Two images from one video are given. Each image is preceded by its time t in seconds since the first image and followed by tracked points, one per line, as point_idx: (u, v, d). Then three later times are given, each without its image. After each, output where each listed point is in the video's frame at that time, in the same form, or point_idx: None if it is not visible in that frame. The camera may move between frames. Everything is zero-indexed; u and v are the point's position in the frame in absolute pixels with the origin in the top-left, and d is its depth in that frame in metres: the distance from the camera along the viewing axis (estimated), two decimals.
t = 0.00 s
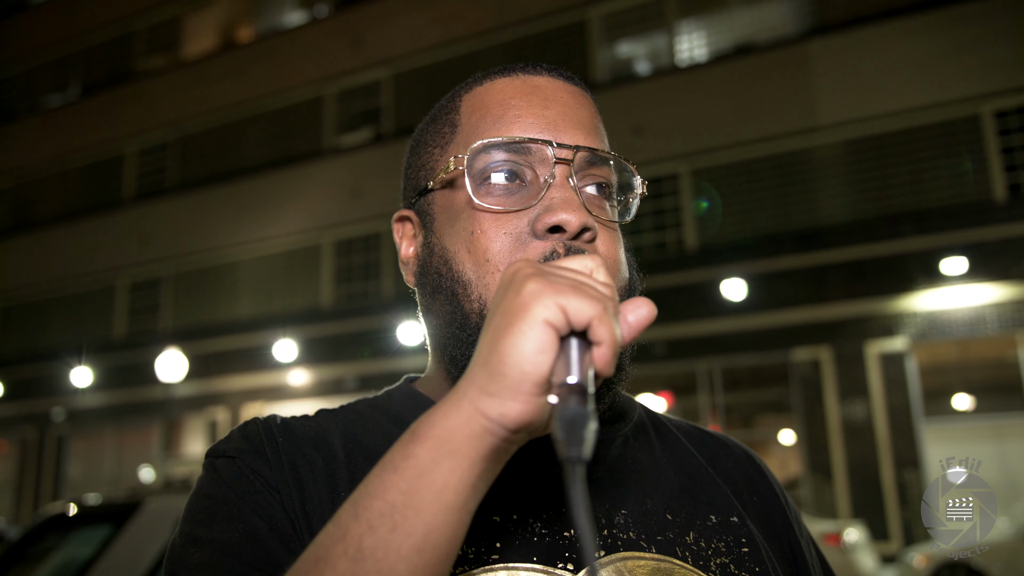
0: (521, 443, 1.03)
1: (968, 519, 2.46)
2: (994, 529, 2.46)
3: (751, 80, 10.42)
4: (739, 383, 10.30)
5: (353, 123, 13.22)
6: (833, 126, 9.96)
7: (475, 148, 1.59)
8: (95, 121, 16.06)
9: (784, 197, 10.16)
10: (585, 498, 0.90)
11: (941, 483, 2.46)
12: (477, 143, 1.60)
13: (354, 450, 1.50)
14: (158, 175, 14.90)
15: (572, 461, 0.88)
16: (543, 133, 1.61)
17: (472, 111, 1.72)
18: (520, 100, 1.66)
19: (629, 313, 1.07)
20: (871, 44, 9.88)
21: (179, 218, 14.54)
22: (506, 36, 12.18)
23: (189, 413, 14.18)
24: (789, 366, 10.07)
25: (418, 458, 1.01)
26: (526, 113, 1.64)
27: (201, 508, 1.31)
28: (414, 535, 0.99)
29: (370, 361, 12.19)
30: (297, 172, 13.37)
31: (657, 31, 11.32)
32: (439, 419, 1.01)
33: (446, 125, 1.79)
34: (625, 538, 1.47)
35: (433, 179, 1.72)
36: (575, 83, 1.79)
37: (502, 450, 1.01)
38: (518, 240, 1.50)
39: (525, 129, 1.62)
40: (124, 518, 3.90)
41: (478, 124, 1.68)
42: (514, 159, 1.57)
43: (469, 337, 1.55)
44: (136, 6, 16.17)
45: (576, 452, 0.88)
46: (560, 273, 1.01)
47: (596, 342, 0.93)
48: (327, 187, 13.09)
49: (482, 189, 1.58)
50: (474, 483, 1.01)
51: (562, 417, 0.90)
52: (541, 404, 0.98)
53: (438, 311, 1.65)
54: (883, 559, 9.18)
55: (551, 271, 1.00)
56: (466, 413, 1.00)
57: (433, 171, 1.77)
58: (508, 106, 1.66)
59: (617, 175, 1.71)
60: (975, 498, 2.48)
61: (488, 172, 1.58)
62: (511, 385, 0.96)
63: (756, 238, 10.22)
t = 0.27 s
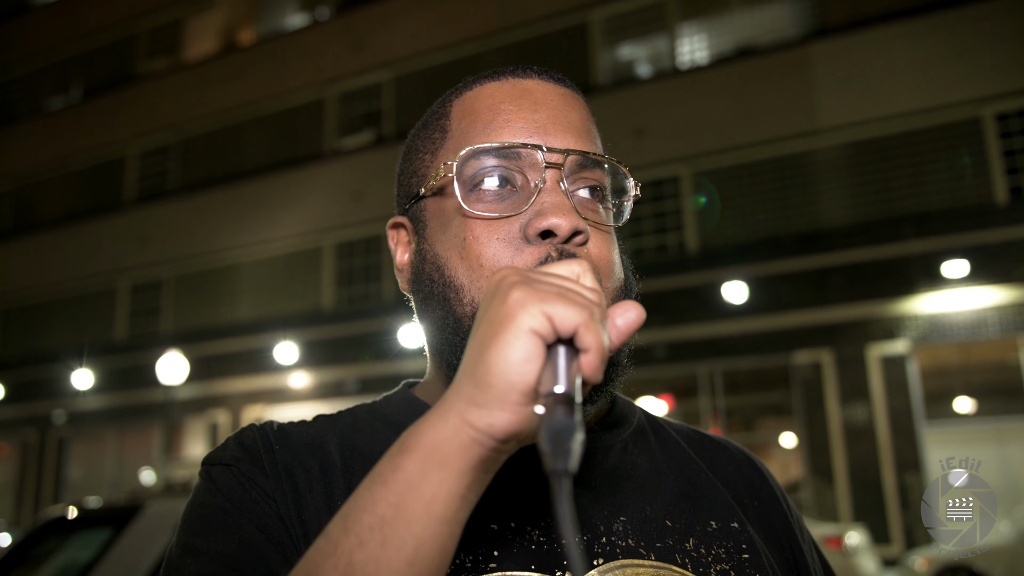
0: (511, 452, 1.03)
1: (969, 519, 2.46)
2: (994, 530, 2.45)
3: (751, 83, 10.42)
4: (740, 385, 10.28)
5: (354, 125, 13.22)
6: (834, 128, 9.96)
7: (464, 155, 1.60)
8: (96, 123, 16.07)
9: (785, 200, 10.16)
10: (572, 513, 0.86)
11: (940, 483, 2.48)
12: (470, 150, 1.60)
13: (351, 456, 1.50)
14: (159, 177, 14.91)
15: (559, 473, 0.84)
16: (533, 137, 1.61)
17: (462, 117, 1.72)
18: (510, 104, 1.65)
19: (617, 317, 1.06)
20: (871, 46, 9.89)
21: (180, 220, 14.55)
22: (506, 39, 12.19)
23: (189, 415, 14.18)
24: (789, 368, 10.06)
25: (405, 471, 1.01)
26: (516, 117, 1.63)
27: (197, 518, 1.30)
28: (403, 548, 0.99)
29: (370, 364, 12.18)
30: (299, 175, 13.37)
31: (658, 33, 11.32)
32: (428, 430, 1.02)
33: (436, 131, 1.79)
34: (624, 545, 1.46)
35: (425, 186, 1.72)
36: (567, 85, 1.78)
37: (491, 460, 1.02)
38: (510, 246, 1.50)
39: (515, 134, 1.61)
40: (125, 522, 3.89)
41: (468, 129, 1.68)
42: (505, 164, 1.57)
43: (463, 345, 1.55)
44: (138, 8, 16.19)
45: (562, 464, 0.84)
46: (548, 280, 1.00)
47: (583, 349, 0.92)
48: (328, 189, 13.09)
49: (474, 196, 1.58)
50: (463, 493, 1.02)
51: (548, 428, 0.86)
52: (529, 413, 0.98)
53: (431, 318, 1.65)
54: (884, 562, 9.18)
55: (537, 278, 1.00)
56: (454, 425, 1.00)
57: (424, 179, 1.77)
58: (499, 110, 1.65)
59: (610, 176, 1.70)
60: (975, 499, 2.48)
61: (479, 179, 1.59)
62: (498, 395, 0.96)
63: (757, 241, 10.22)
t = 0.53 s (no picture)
0: (497, 446, 1.03)
1: (968, 519, 2.49)
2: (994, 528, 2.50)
3: (751, 79, 10.41)
4: (740, 381, 10.26)
5: (354, 122, 13.22)
6: (833, 125, 9.96)
7: (452, 148, 1.59)
8: (96, 120, 16.06)
9: (785, 197, 10.16)
10: (552, 508, 0.84)
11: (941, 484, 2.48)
12: (458, 142, 1.60)
13: (348, 449, 1.49)
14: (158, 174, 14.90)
15: (539, 469, 0.83)
16: (520, 128, 1.61)
17: (449, 111, 1.71)
18: (497, 96, 1.65)
19: (603, 308, 1.06)
20: (872, 43, 9.87)
21: (180, 217, 14.54)
22: (506, 35, 12.17)
23: (189, 412, 14.18)
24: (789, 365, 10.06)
25: (392, 468, 1.01)
26: (502, 108, 1.63)
27: (194, 514, 1.30)
28: (390, 544, 0.99)
29: (371, 360, 12.18)
30: (298, 172, 13.36)
31: (659, 29, 11.30)
32: (413, 426, 1.02)
33: (424, 125, 1.78)
34: (622, 538, 1.46)
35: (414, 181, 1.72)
36: (555, 74, 1.78)
37: (477, 454, 1.02)
38: (498, 238, 1.50)
39: (502, 125, 1.61)
40: (125, 517, 3.90)
41: (455, 123, 1.68)
42: (493, 157, 1.57)
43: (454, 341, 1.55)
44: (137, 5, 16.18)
45: (542, 460, 0.83)
46: (531, 273, 0.99)
47: (566, 342, 0.92)
48: (328, 185, 13.08)
49: (464, 190, 1.58)
50: (450, 488, 1.02)
51: (529, 424, 0.86)
52: (513, 407, 0.98)
53: (423, 315, 1.65)
54: (884, 558, 9.18)
55: (520, 271, 1.00)
56: (439, 420, 1.00)
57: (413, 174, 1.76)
58: (485, 103, 1.66)
59: (600, 166, 1.70)
60: (975, 499, 2.50)
61: (467, 173, 1.59)
62: (482, 390, 0.96)
63: (757, 237, 10.21)
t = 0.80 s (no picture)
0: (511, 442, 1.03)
1: (968, 519, 2.51)
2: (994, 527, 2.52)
3: (751, 77, 10.40)
4: (740, 379, 10.28)
5: (353, 120, 13.21)
6: (833, 122, 9.95)
7: (444, 148, 1.59)
8: (95, 117, 16.04)
9: (785, 194, 10.15)
10: (578, 498, 0.88)
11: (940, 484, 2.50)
12: (449, 140, 1.60)
13: (347, 445, 1.50)
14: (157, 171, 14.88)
15: (564, 461, 0.87)
16: (510, 124, 1.60)
17: (439, 109, 1.71)
18: (486, 93, 1.65)
19: (615, 304, 1.07)
20: (872, 40, 9.86)
21: (179, 214, 14.54)
22: (505, 32, 12.16)
23: (189, 409, 14.20)
24: (789, 362, 10.07)
25: (407, 462, 1.00)
26: (493, 104, 1.63)
27: (192, 511, 1.29)
28: (406, 540, 0.98)
29: (370, 357, 12.18)
30: (298, 169, 13.35)
31: (658, 27, 11.29)
32: (427, 421, 1.01)
33: (414, 125, 1.78)
34: (624, 532, 1.46)
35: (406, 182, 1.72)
36: (545, 67, 1.77)
37: (491, 450, 1.02)
38: (496, 236, 1.50)
39: (493, 122, 1.61)
40: (124, 515, 3.90)
41: (445, 121, 1.67)
42: (486, 154, 1.57)
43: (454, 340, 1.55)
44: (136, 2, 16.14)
45: (567, 452, 0.87)
46: (546, 269, 1.00)
47: (583, 337, 0.93)
48: (327, 183, 13.08)
49: (458, 189, 1.57)
50: (465, 483, 1.01)
51: (552, 417, 0.89)
52: (530, 403, 0.99)
53: (421, 314, 1.65)
54: (884, 556, 9.20)
55: (535, 267, 1.00)
56: (455, 416, 1.00)
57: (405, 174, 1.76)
58: (474, 99, 1.65)
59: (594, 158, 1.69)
60: (975, 499, 2.51)
61: (459, 172, 1.58)
62: (499, 384, 0.96)
63: (756, 235, 10.21)
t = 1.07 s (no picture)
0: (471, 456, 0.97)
1: (969, 518, 2.51)
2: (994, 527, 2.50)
3: (750, 75, 10.40)
4: (739, 378, 10.29)
5: (353, 119, 13.21)
6: (833, 121, 9.95)
7: (412, 157, 1.61)
8: (94, 116, 16.03)
9: (784, 193, 10.15)
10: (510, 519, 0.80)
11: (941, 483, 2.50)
12: (415, 151, 1.62)
13: (345, 447, 1.51)
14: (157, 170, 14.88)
15: (498, 478, 0.78)
16: (476, 124, 1.60)
17: (413, 117, 1.73)
18: (453, 97, 1.65)
19: (579, 306, 0.96)
20: (871, 38, 9.85)
21: (178, 214, 14.53)
22: (504, 31, 12.16)
23: (188, 408, 14.21)
24: (788, 361, 10.07)
25: (362, 479, 0.96)
26: (459, 108, 1.63)
27: (185, 512, 1.28)
28: (360, 558, 0.94)
29: (369, 356, 12.17)
30: (297, 168, 13.34)
31: (657, 26, 11.29)
32: (382, 436, 0.96)
33: (394, 135, 1.81)
34: (627, 532, 1.47)
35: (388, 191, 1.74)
36: (515, 62, 1.76)
37: (449, 464, 0.96)
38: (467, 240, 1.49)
39: (459, 126, 1.61)
40: (123, 514, 3.89)
41: (418, 129, 1.69)
42: (452, 159, 1.57)
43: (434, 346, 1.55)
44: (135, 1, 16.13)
45: (501, 469, 0.78)
46: (500, 274, 0.93)
47: (535, 346, 0.86)
48: (326, 182, 13.08)
49: (430, 196, 1.58)
50: (423, 498, 0.97)
51: (491, 432, 0.81)
52: (482, 416, 0.92)
53: (405, 321, 1.67)
54: (883, 554, 9.20)
55: (487, 273, 0.93)
56: (409, 430, 0.95)
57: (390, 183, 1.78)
58: (441, 105, 1.66)
59: (569, 151, 1.66)
60: (976, 499, 2.51)
61: (428, 178, 1.59)
62: (449, 398, 0.90)
63: (755, 234, 10.21)
